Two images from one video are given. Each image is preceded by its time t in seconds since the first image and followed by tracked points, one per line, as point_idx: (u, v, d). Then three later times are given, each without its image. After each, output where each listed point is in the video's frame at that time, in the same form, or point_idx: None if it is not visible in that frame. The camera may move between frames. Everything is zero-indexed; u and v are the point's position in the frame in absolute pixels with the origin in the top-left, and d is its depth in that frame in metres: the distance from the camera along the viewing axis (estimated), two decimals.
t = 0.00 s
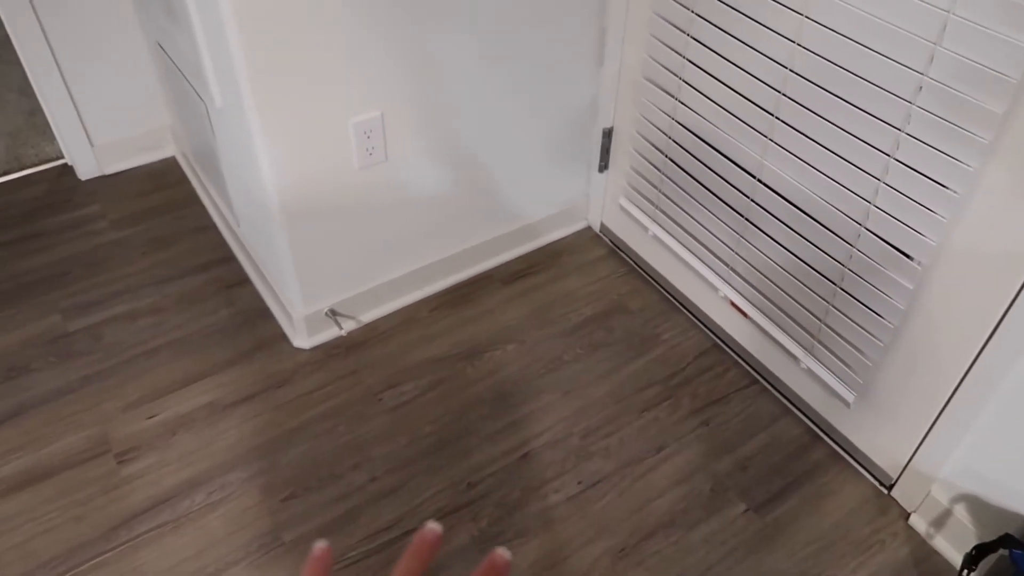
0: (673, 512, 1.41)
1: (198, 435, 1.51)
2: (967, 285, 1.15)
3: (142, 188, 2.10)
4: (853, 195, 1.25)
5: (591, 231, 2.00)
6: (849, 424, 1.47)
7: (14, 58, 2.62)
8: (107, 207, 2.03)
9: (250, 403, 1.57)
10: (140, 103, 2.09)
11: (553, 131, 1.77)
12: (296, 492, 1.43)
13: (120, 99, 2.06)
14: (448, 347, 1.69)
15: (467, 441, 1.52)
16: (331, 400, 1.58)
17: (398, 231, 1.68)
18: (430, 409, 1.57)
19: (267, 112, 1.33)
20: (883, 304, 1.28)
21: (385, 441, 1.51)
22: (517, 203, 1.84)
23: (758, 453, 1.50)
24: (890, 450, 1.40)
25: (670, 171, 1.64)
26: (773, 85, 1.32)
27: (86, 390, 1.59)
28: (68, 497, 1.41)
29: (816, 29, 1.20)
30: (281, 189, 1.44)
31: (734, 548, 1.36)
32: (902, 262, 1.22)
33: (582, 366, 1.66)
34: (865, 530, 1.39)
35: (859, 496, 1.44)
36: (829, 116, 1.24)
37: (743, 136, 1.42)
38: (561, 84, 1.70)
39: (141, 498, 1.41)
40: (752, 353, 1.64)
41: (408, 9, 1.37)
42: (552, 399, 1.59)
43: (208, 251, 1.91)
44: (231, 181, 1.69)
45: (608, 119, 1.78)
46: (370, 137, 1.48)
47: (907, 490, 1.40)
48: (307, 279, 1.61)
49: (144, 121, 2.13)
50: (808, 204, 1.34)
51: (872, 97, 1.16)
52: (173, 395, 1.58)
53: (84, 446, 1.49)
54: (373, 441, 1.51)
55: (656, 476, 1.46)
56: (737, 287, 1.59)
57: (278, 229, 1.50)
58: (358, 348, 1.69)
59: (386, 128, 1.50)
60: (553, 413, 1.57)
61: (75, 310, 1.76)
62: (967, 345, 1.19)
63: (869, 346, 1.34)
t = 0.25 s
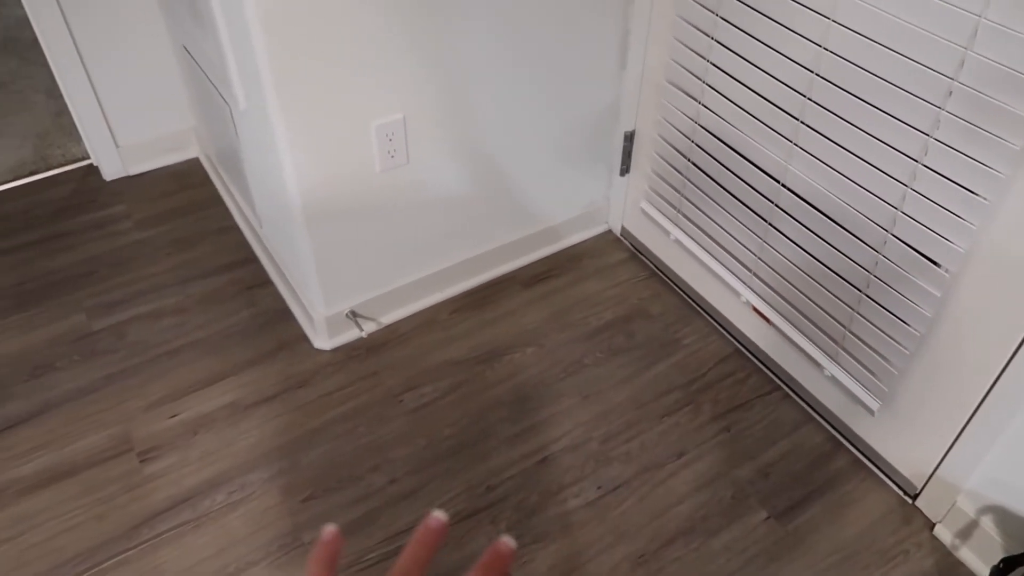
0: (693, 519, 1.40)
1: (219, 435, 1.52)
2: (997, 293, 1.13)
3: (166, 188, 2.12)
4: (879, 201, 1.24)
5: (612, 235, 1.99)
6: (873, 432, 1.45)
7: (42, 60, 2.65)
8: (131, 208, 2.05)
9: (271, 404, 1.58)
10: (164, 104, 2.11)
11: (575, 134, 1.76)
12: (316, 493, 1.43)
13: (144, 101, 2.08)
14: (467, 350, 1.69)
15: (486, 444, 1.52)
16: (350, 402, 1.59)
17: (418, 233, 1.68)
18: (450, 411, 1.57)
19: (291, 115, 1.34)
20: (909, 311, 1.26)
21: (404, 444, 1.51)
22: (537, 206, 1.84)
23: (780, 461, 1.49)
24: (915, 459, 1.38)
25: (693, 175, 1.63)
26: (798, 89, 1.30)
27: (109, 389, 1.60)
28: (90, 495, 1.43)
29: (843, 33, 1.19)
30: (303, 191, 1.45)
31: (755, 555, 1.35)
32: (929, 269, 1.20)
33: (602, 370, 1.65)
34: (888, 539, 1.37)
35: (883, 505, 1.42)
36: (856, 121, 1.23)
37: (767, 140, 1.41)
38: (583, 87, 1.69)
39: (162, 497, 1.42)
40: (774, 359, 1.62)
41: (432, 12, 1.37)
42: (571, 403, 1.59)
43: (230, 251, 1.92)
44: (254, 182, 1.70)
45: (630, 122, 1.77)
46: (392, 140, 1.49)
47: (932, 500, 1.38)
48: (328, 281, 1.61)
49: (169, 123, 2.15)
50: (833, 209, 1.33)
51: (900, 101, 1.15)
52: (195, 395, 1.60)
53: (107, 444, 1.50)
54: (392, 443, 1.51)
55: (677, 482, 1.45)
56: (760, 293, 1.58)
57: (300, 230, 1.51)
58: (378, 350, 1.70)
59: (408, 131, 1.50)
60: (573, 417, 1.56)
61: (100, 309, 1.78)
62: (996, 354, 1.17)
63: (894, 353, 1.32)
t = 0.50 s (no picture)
0: (713, 524, 1.39)
1: (240, 435, 1.53)
2: None
3: (189, 189, 2.14)
4: (905, 205, 1.22)
5: (632, 237, 1.98)
6: (897, 438, 1.43)
7: (68, 62, 2.69)
8: (154, 208, 2.07)
9: (290, 405, 1.59)
10: (187, 106, 2.13)
11: (595, 136, 1.76)
12: (335, 494, 1.44)
13: (167, 102, 2.09)
14: (486, 352, 1.69)
15: (505, 446, 1.51)
16: (369, 403, 1.59)
17: (438, 235, 1.68)
18: (469, 414, 1.57)
19: (313, 118, 1.35)
20: (935, 316, 1.24)
21: (423, 445, 1.51)
22: (557, 208, 1.83)
23: (802, 466, 1.47)
24: (940, 466, 1.37)
25: (714, 177, 1.61)
26: (823, 92, 1.29)
27: (132, 389, 1.62)
28: (113, 493, 1.44)
29: (869, 34, 1.18)
30: (324, 192, 1.45)
31: (776, 561, 1.34)
32: (956, 274, 1.18)
33: (622, 373, 1.64)
34: (912, 547, 1.35)
35: (906, 512, 1.40)
36: (881, 124, 1.21)
37: (791, 143, 1.39)
38: (604, 89, 1.69)
39: (183, 496, 1.44)
40: (796, 363, 1.61)
41: (454, 15, 1.37)
42: (591, 406, 1.58)
43: (251, 252, 1.94)
44: (275, 184, 1.71)
45: (652, 124, 1.76)
46: (413, 142, 1.49)
47: (957, 508, 1.36)
48: (348, 282, 1.62)
49: (191, 124, 2.17)
50: (858, 213, 1.31)
51: (927, 104, 1.13)
52: (216, 395, 1.61)
53: (130, 443, 1.52)
54: (411, 445, 1.51)
55: (697, 487, 1.44)
56: (782, 296, 1.57)
57: (321, 232, 1.52)
58: (397, 351, 1.70)
59: (429, 133, 1.50)
60: (592, 420, 1.56)
61: (123, 309, 1.79)
62: None
63: (919, 359, 1.30)
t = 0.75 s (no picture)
0: (727, 526, 1.38)
1: (253, 438, 1.54)
2: None
3: (201, 194, 2.15)
4: (919, 205, 1.22)
5: (643, 239, 1.98)
6: (912, 440, 1.42)
7: (81, 69, 2.71)
8: (167, 213, 2.09)
9: (303, 408, 1.59)
10: (199, 110, 2.14)
11: (606, 138, 1.76)
12: (348, 497, 1.44)
13: (180, 107, 2.11)
14: (497, 355, 1.69)
15: (517, 449, 1.51)
16: (382, 406, 1.60)
17: (449, 238, 1.68)
18: (481, 416, 1.57)
19: (324, 121, 1.35)
20: (950, 317, 1.24)
21: (436, 448, 1.51)
22: (568, 210, 1.83)
23: (816, 468, 1.46)
24: (956, 468, 1.35)
25: (726, 179, 1.61)
26: (836, 92, 1.29)
27: (146, 392, 1.63)
28: (128, 496, 1.45)
29: (882, 34, 1.17)
30: (336, 196, 1.46)
31: (790, 564, 1.33)
32: (971, 274, 1.17)
33: (634, 375, 1.64)
34: (928, 550, 1.34)
35: (922, 514, 1.39)
36: (895, 124, 1.21)
37: (803, 143, 1.39)
38: (615, 91, 1.68)
39: (197, 499, 1.44)
40: (810, 365, 1.60)
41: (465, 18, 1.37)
42: (603, 408, 1.58)
43: (264, 256, 1.94)
44: (287, 188, 1.72)
45: (663, 125, 1.76)
46: (424, 145, 1.49)
47: (974, 510, 1.35)
48: (359, 285, 1.62)
49: (204, 129, 2.18)
50: (871, 213, 1.31)
51: (941, 103, 1.12)
52: (229, 398, 1.61)
53: (144, 447, 1.53)
54: (424, 448, 1.52)
55: (710, 489, 1.44)
56: (795, 298, 1.56)
57: (333, 235, 1.52)
58: (409, 354, 1.70)
59: (440, 136, 1.51)
60: (604, 422, 1.55)
61: (136, 313, 1.81)
62: None
63: (935, 360, 1.29)
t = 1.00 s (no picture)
0: (733, 528, 1.38)
1: (258, 442, 1.54)
2: None
3: (206, 198, 2.16)
4: (925, 205, 1.21)
5: (647, 241, 1.98)
6: (919, 441, 1.41)
7: (86, 74, 2.72)
8: (172, 218, 2.09)
9: (308, 411, 1.59)
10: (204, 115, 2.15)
11: (610, 140, 1.75)
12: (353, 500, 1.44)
13: (185, 112, 2.12)
14: (502, 357, 1.69)
15: (522, 451, 1.51)
16: (387, 409, 1.60)
17: (454, 241, 1.68)
18: (486, 419, 1.57)
19: (328, 124, 1.35)
20: (957, 317, 1.23)
21: (440, 451, 1.51)
22: (572, 212, 1.83)
23: (822, 469, 1.46)
24: (963, 469, 1.35)
25: (731, 180, 1.61)
26: (841, 92, 1.28)
27: (151, 397, 1.63)
28: (134, 500, 1.45)
29: (887, 34, 1.17)
30: (341, 199, 1.46)
31: (797, 566, 1.33)
32: (978, 274, 1.17)
33: (639, 378, 1.64)
34: (935, 551, 1.34)
35: (929, 515, 1.39)
36: (900, 124, 1.20)
37: (809, 144, 1.39)
38: (619, 93, 1.68)
39: (203, 504, 1.44)
40: (815, 366, 1.60)
41: (468, 21, 1.38)
42: (608, 410, 1.58)
43: (268, 260, 1.95)
44: (292, 191, 1.72)
45: (667, 127, 1.76)
46: (428, 148, 1.50)
47: (981, 512, 1.34)
48: (364, 289, 1.62)
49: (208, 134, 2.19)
50: (877, 214, 1.30)
51: (947, 103, 1.12)
52: (234, 402, 1.61)
53: (150, 451, 1.53)
54: (429, 452, 1.51)
55: (716, 491, 1.43)
56: (800, 299, 1.55)
57: (338, 239, 1.52)
58: (414, 358, 1.70)
59: (444, 139, 1.51)
60: (610, 424, 1.55)
61: (142, 317, 1.81)
62: None
63: (942, 361, 1.29)
